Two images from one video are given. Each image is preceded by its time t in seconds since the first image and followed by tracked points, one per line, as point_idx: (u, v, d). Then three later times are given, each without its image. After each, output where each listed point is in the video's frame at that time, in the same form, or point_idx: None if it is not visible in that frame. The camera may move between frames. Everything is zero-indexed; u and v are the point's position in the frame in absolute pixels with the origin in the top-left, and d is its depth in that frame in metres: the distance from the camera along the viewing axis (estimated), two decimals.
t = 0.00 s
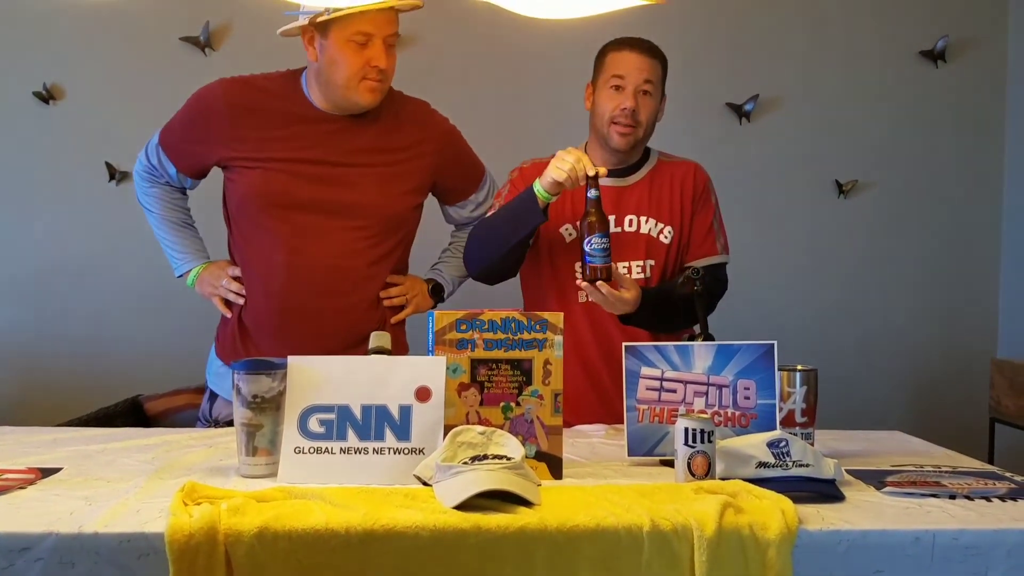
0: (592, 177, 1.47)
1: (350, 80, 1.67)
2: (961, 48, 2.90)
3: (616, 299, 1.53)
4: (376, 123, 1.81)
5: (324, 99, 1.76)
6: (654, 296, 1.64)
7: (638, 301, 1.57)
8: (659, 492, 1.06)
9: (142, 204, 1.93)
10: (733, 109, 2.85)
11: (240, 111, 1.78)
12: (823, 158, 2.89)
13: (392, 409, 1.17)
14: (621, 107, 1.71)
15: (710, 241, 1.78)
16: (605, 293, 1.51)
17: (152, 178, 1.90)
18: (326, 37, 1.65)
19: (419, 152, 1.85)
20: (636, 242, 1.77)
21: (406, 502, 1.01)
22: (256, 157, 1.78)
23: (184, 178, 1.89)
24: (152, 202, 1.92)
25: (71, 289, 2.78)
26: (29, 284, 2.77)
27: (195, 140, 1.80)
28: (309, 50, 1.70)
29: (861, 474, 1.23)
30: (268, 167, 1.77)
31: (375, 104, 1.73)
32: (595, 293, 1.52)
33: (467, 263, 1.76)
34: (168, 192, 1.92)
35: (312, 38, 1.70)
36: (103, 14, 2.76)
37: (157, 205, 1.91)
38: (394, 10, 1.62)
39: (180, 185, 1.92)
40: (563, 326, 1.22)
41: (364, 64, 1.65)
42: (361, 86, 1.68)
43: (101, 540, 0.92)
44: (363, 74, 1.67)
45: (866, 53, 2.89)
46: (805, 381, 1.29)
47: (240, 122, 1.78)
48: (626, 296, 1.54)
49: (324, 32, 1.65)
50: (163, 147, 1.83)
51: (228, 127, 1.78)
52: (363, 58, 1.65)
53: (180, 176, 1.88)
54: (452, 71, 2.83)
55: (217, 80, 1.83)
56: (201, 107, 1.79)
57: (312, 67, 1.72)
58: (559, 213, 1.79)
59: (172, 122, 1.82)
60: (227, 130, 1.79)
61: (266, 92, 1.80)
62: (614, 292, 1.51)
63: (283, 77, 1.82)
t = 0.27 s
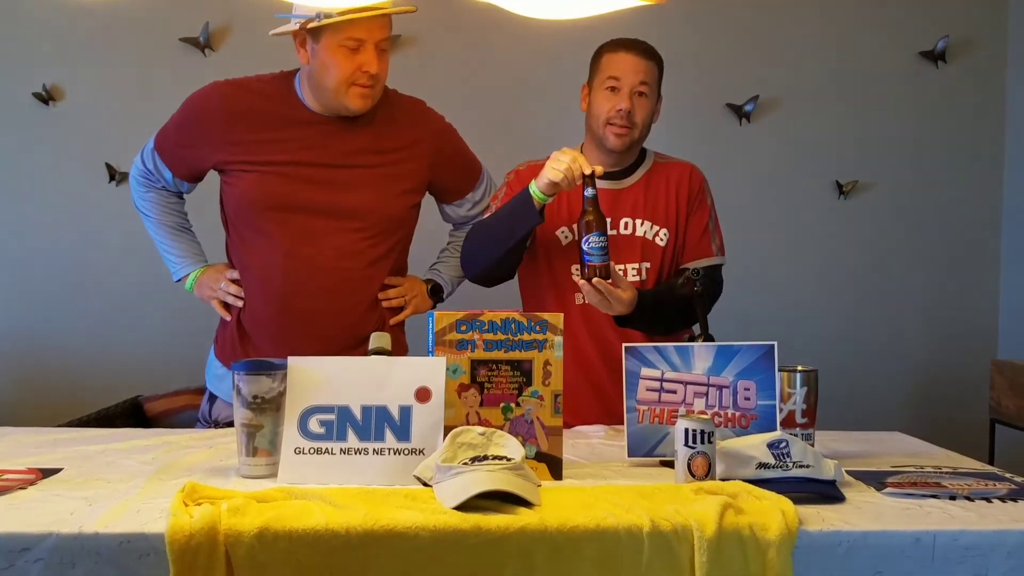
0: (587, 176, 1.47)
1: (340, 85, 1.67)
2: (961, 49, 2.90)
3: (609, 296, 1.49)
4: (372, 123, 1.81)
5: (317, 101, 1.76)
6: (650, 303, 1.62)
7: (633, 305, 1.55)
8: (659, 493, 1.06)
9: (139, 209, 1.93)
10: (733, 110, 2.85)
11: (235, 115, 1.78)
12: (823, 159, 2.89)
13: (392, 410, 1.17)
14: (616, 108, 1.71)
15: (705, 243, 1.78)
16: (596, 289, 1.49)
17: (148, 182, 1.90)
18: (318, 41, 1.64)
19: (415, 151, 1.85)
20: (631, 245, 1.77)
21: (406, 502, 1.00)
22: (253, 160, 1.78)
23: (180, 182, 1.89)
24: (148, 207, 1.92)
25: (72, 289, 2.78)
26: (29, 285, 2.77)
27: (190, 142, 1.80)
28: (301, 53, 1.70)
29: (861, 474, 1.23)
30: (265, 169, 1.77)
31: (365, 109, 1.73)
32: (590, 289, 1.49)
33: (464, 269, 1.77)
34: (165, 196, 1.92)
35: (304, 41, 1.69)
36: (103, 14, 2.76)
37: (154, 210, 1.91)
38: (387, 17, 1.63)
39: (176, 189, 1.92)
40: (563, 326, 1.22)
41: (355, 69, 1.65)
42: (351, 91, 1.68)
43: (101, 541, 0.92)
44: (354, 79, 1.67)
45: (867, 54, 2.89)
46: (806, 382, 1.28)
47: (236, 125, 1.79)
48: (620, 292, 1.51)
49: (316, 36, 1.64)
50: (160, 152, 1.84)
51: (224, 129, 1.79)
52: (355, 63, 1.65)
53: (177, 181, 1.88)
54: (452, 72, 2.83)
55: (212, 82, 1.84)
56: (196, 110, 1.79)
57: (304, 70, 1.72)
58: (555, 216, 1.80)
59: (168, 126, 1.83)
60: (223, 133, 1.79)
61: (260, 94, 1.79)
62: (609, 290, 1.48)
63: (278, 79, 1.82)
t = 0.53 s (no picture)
0: (585, 175, 1.48)
1: (334, 88, 1.67)
2: (962, 49, 2.90)
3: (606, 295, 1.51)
4: (369, 122, 1.81)
5: (312, 101, 1.76)
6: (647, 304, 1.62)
7: (628, 305, 1.57)
8: (659, 492, 1.06)
9: (137, 211, 1.93)
10: (733, 110, 2.85)
11: (232, 115, 1.78)
12: (824, 159, 2.89)
13: (392, 410, 1.17)
14: (611, 110, 1.71)
15: (699, 244, 1.78)
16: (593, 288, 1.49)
17: (145, 184, 1.90)
18: (313, 44, 1.63)
19: (412, 149, 1.85)
20: (627, 247, 1.77)
21: (406, 502, 1.00)
22: (250, 160, 1.78)
23: (178, 183, 1.89)
24: (146, 209, 1.91)
25: (72, 288, 2.78)
26: (29, 284, 2.77)
27: (188, 143, 1.80)
28: (296, 54, 1.69)
29: (861, 474, 1.23)
30: (263, 169, 1.77)
31: (359, 113, 1.73)
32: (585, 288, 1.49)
33: (461, 269, 1.77)
34: (162, 198, 1.92)
35: (299, 42, 1.68)
36: (104, 13, 2.76)
37: (152, 212, 1.91)
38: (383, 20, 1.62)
39: (173, 190, 1.92)
40: (564, 326, 1.22)
41: (350, 73, 1.65)
42: (344, 94, 1.68)
43: (101, 540, 0.92)
44: (349, 83, 1.66)
45: (867, 55, 2.89)
46: (806, 382, 1.28)
47: (233, 125, 1.79)
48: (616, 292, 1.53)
49: (311, 38, 1.63)
50: (157, 154, 1.84)
51: (221, 129, 1.79)
52: (350, 66, 1.65)
53: (174, 182, 1.88)
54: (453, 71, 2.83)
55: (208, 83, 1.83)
56: (193, 111, 1.79)
57: (299, 70, 1.71)
58: (551, 218, 1.80)
59: (165, 128, 1.82)
60: (220, 133, 1.79)
61: (257, 94, 1.79)
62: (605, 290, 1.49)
63: (274, 79, 1.82)
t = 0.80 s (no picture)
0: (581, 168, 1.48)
1: (332, 83, 1.67)
2: (962, 48, 2.90)
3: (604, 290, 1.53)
4: (367, 119, 1.81)
5: (309, 98, 1.75)
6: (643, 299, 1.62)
7: (626, 300, 1.57)
8: (659, 491, 1.06)
9: (134, 211, 1.92)
10: (733, 109, 2.84)
11: (230, 114, 1.78)
12: (824, 158, 2.89)
13: (391, 409, 1.17)
14: (608, 110, 1.71)
15: (695, 242, 1.78)
16: (591, 284, 1.51)
17: (143, 184, 1.90)
18: (310, 39, 1.64)
19: (410, 146, 1.85)
20: (624, 245, 1.77)
21: (406, 501, 1.00)
22: (249, 159, 1.78)
23: (176, 183, 1.89)
24: (144, 209, 1.91)
25: (72, 287, 2.77)
26: (29, 283, 2.77)
27: (185, 143, 1.80)
28: (293, 51, 1.69)
29: (861, 473, 1.23)
30: (261, 167, 1.77)
31: (358, 107, 1.73)
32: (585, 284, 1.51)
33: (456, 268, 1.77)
34: (160, 198, 1.92)
35: (296, 39, 1.68)
36: (104, 12, 2.76)
37: (149, 212, 1.91)
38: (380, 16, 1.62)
39: (171, 191, 1.92)
40: (564, 325, 1.22)
41: (347, 68, 1.65)
42: (342, 89, 1.68)
43: (101, 539, 0.92)
44: (346, 78, 1.66)
45: (867, 54, 2.88)
46: (805, 381, 1.28)
47: (231, 124, 1.78)
48: (615, 287, 1.55)
49: (309, 34, 1.64)
50: (154, 154, 1.83)
51: (219, 129, 1.78)
52: (347, 62, 1.65)
53: (172, 182, 1.88)
54: (453, 71, 2.82)
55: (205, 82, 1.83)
56: (190, 110, 1.78)
57: (296, 67, 1.71)
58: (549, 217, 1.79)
59: (163, 127, 1.82)
60: (218, 132, 1.79)
61: (254, 93, 1.79)
62: (603, 285, 1.51)
63: (272, 77, 1.82)
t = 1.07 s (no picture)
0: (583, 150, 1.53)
1: (332, 82, 1.67)
2: (962, 49, 2.90)
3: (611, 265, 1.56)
4: (366, 119, 1.81)
5: (309, 98, 1.76)
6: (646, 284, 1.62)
7: (629, 279, 1.59)
8: (660, 492, 1.06)
9: (134, 213, 1.92)
10: (734, 109, 2.85)
11: (229, 115, 1.78)
12: (824, 159, 2.89)
13: (392, 409, 1.17)
14: (611, 111, 1.71)
15: (698, 240, 1.78)
16: (596, 260, 1.55)
17: (143, 186, 1.90)
18: (310, 39, 1.64)
19: (410, 146, 1.85)
20: (627, 243, 1.78)
21: (406, 501, 1.00)
22: (248, 159, 1.78)
23: (175, 185, 1.89)
24: (143, 211, 1.91)
25: (72, 288, 2.77)
26: (29, 283, 2.77)
27: (185, 144, 1.80)
28: (293, 51, 1.69)
29: (862, 474, 1.23)
30: (261, 168, 1.77)
31: (358, 105, 1.73)
32: (591, 260, 1.54)
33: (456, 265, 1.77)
34: (159, 199, 1.92)
35: (296, 40, 1.68)
36: (104, 13, 2.76)
37: (149, 213, 1.91)
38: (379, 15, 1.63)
39: (171, 192, 1.92)
40: (564, 326, 1.22)
41: (347, 67, 1.65)
42: (343, 88, 1.68)
43: (101, 539, 0.92)
44: (346, 77, 1.66)
45: (867, 55, 2.88)
46: (805, 382, 1.27)
47: (231, 124, 1.78)
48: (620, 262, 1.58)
49: (308, 34, 1.64)
50: (154, 155, 1.83)
51: (218, 129, 1.79)
52: (347, 61, 1.65)
53: (172, 183, 1.88)
54: (453, 71, 2.83)
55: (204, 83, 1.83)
56: (190, 111, 1.78)
57: (296, 67, 1.71)
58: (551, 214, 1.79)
59: (163, 128, 1.82)
60: (217, 133, 1.79)
61: (253, 94, 1.79)
62: (608, 260, 1.55)
63: (271, 78, 1.82)
